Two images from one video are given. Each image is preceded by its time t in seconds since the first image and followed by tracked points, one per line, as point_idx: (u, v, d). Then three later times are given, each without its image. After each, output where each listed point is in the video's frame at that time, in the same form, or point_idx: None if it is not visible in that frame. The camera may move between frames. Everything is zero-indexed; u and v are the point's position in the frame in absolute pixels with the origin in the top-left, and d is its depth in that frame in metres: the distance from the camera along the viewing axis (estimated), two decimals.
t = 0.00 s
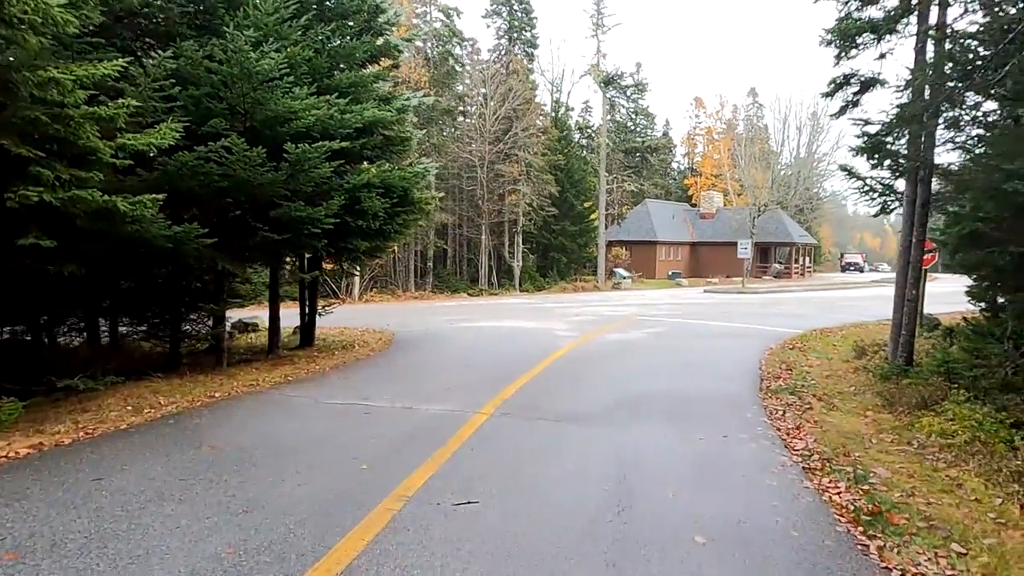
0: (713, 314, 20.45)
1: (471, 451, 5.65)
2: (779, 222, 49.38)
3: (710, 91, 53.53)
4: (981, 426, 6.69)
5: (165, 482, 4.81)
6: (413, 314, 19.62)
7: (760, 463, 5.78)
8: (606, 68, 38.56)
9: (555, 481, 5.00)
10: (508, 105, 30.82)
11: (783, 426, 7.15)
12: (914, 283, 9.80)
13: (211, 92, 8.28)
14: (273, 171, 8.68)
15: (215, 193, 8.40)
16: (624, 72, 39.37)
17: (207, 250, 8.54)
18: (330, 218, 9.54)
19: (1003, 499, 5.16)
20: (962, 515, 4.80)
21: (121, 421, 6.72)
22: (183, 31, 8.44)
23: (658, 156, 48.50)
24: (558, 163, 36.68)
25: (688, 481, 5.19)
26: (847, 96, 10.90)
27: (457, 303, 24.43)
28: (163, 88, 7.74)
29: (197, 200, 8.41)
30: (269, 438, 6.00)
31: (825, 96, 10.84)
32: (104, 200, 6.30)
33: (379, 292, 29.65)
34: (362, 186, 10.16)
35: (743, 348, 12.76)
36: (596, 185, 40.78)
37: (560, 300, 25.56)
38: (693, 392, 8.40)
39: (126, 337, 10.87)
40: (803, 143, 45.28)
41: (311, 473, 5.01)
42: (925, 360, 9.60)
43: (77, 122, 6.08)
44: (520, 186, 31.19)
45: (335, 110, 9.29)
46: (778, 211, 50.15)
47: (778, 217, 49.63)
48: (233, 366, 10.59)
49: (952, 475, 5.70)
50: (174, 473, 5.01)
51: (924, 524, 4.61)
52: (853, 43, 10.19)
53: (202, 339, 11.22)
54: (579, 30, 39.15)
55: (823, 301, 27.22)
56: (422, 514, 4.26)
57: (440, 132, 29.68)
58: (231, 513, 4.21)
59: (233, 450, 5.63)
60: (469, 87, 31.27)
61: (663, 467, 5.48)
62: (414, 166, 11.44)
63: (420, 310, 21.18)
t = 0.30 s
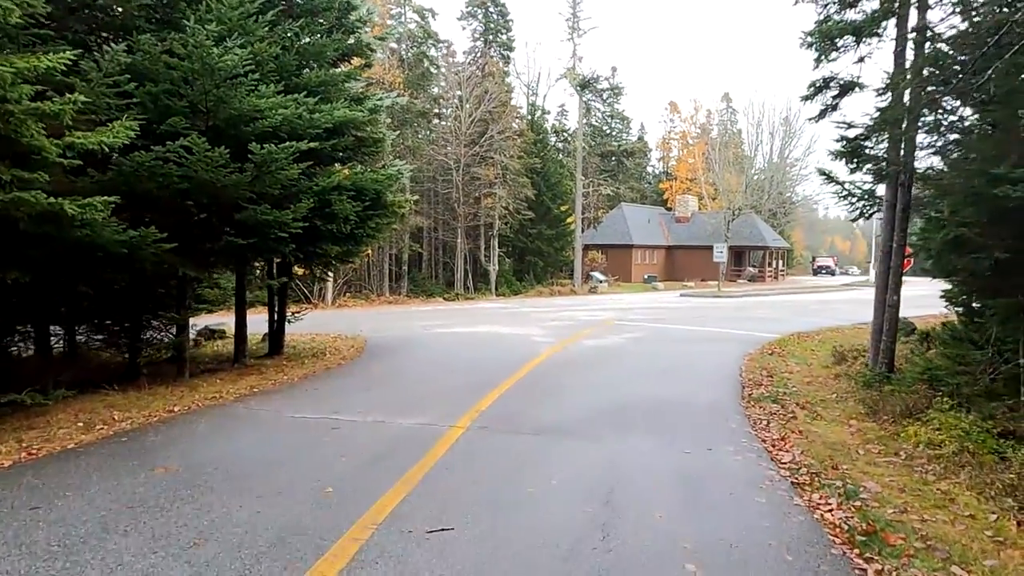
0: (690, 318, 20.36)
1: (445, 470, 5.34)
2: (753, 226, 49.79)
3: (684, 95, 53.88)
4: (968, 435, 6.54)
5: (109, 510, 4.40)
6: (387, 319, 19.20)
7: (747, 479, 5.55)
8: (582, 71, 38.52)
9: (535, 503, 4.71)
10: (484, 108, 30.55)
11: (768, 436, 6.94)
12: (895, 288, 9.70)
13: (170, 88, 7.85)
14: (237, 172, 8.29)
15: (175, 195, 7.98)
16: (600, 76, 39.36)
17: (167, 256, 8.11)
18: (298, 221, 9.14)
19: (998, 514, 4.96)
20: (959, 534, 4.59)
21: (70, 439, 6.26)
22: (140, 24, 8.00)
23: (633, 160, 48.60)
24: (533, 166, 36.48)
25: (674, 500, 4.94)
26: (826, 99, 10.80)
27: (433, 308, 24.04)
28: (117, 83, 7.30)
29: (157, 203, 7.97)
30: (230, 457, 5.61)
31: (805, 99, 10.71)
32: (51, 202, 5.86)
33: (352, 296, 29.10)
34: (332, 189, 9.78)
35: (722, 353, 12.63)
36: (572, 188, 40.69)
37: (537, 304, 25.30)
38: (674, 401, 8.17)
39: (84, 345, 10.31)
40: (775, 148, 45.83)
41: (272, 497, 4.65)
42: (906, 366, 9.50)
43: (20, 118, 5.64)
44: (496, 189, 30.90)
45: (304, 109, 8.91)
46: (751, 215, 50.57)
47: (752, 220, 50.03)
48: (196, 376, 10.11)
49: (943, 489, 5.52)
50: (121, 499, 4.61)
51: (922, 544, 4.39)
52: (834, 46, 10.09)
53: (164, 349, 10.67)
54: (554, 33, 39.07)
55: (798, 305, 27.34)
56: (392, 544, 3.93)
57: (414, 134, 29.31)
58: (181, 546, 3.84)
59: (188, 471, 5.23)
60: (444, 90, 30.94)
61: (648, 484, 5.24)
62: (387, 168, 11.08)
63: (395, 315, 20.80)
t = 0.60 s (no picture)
0: (671, 321, 20.23)
1: (424, 486, 4.99)
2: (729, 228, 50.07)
3: (661, 98, 54.08)
4: (964, 442, 6.34)
5: (51, 538, 3.97)
6: (363, 323, 18.75)
7: (743, 491, 5.28)
8: (560, 73, 38.36)
9: (521, 522, 4.38)
10: (461, 108, 30.21)
11: (760, 444, 6.70)
12: (882, 290, 9.56)
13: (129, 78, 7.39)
14: (202, 169, 7.86)
15: (135, 193, 7.51)
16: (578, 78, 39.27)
17: (126, 258, 7.64)
18: (268, 221, 8.71)
19: (1004, 527, 4.74)
20: (968, 549, 4.36)
21: (16, 456, 5.77)
22: (97, 12, 7.56)
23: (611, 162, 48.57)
24: (512, 168, 36.19)
25: (669, 516, 4.65)
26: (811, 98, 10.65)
27: (410, 310, 23.61)
28: (70, 72, 6.84)
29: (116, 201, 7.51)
30: (191, 474, 5.20)
31: (789, 98, 10.55)
32: None
33: (327, 299, 28.51)
34: (304, 188, 9.37)
35: (705, 356, 12.42)
36: (550, 190, 40.48)
37: (516, 307, 25.01)
38: (661, 408, 7.90)
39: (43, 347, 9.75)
40: (751, 151, 46.20)
41: (236, 520, 4.26)
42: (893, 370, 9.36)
43: None
44: (474, 191, 30.55)
45: (273, 104, 8.51)
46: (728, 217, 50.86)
47: (728, 223, 50.32)
48: (161, 384, 9.61)
49: (945, 499, 5.30)
50: (67, 525, 4.18)
51: (932, 562, 4.14)
52: (818, 44, 9.94)
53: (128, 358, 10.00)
54: (532, 34, 38.92)
55: (777, 306, 27.39)
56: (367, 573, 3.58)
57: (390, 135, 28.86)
58: None
59: (142, 492, 4.79)
60: (421, 90, 30.53)
61: (640, 499, 4.93)
62: (363, 167, 10.69)
63: (371, 318, 20.33)
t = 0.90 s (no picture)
0: (649, 325, 20.05)
1: (393, 508, 4.64)
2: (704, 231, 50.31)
3: (636, 101, 54.22)
4: (953, 451, 6.17)
5: None
6: (334, 328, 18.23)
7: (730, 508, 5.02)
8: (535, 74, 38.12)
9: (497, 549, 4.06)
10: (436, 109, 29.82)
11: (744, 455, 6.46)
12: (863, 295, 9.43)
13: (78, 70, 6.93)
14: (158, 167, 7.41)
15: (85, 192, 7.05)
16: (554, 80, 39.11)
17: (75, 261, 7.16)
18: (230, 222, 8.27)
19: (1002, 545, 4.54)
20: (968, 569, 4.13)
21: None
22: None
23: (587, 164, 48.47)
24: (488, 170, 35.85)
25: (656, 538, 4.36)
26: (790, 100, 10.51)
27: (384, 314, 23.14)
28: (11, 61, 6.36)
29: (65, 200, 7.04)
30: (138, 498, 4.78)
31: (769, 99, 10.38)
32: None
33: (298, 303, 27.87)
34: (269, 188, 8.95)
35: (684, 361, 12.21)
36: (526, 193, 40.22)
37: (492, 311, 24.69)
38: (642, 417, 7.63)
39: None
40: (725, 154, 46.48)
41: (184, 553, 3.87)
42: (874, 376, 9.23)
43: None
44: (449, 193, 30.17)
45: (236, 99, 8.09)
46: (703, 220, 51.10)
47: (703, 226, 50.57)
48: (117, 395, 9.10)
49: (938, 513, 5.09)
50: None
51: None
52: (798, 44, 9.78)
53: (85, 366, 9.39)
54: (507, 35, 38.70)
55: (752, 309, 27.40)
56: None
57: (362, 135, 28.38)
58: None
59: (80, 520, 4.35)
60: (395, 90, 30.03)
61: (623, 520, 4.62)
62: (332, 167, 10.28)
63: (342, 322, 19.81)
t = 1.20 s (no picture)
0: (627, 328, 19.87)
1: (359, 530, 4.31)
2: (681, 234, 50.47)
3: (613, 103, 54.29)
4: (940, 459, 6.01)
5: None
6: (306, 332, 17.73)
7: (715, 522, 4.78)
8: (512, 75, 37.87)
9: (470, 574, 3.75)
10: (411, 109, 29.43)
11: (728, 464, 6.23)
12: (844, 298, 9.29)
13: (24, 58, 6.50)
14: (111, 163, 7.00)
15: (29, 188, 6.63)
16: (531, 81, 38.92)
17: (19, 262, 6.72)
18: (191, 223, 7.89)
19: (998, 560, 4.35)
20: None
21: None
22: None
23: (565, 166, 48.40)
24: (464, 171, 35.50)
25: (639, 558, 4.09)
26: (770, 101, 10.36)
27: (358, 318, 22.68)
28: None
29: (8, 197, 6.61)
30: (79, 521, 4.38)
31: (749, 99, 10.22)
32: None
33: (270, 306, 27.25)
34: (233, 187, 8.55)
35: (663, 365, 12.00)
36: (503, 195, 39.94)
37: (469, 314, 24.34)
38: (622, 425, 7.38)
39: None
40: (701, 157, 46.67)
41: None
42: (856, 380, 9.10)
43: None
44: (425, 194, 29.67)
45: (196, 93, 7.71)
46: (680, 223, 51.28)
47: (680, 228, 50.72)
48: (71, 404, 8.62)
49: (930, 526, 4.90)
50: None
51: None
52: (778, 43, 9.64)
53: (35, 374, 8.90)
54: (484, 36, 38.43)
55: (730, 312, 27.37)
56: None
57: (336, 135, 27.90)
58: None
59: (9, 549, 3.94)
60: (370, 89, 29.56)
61: (604, 539, 4.35)
62: (301, 165, 9.88)
63: (316, 326, 19.34)
